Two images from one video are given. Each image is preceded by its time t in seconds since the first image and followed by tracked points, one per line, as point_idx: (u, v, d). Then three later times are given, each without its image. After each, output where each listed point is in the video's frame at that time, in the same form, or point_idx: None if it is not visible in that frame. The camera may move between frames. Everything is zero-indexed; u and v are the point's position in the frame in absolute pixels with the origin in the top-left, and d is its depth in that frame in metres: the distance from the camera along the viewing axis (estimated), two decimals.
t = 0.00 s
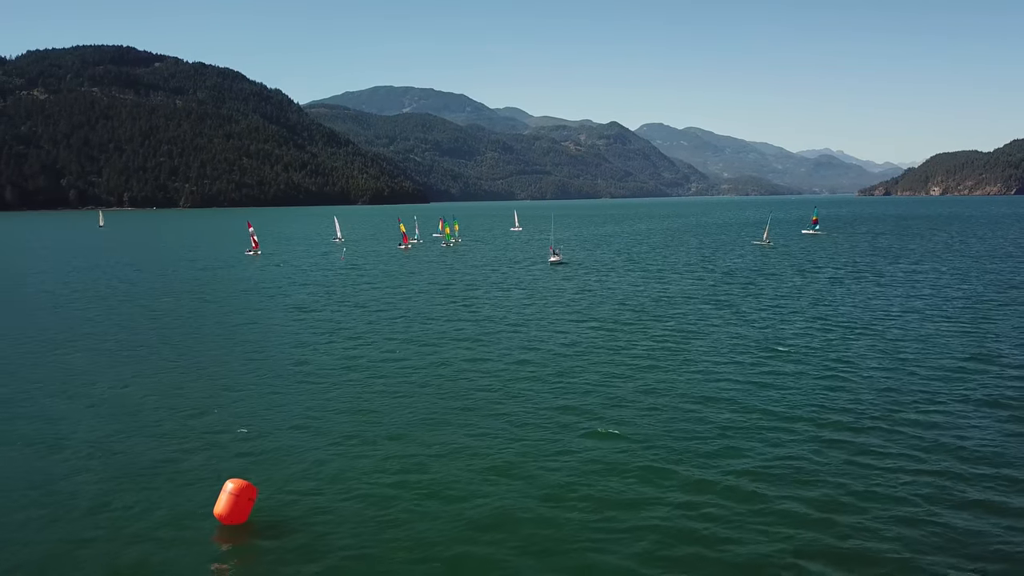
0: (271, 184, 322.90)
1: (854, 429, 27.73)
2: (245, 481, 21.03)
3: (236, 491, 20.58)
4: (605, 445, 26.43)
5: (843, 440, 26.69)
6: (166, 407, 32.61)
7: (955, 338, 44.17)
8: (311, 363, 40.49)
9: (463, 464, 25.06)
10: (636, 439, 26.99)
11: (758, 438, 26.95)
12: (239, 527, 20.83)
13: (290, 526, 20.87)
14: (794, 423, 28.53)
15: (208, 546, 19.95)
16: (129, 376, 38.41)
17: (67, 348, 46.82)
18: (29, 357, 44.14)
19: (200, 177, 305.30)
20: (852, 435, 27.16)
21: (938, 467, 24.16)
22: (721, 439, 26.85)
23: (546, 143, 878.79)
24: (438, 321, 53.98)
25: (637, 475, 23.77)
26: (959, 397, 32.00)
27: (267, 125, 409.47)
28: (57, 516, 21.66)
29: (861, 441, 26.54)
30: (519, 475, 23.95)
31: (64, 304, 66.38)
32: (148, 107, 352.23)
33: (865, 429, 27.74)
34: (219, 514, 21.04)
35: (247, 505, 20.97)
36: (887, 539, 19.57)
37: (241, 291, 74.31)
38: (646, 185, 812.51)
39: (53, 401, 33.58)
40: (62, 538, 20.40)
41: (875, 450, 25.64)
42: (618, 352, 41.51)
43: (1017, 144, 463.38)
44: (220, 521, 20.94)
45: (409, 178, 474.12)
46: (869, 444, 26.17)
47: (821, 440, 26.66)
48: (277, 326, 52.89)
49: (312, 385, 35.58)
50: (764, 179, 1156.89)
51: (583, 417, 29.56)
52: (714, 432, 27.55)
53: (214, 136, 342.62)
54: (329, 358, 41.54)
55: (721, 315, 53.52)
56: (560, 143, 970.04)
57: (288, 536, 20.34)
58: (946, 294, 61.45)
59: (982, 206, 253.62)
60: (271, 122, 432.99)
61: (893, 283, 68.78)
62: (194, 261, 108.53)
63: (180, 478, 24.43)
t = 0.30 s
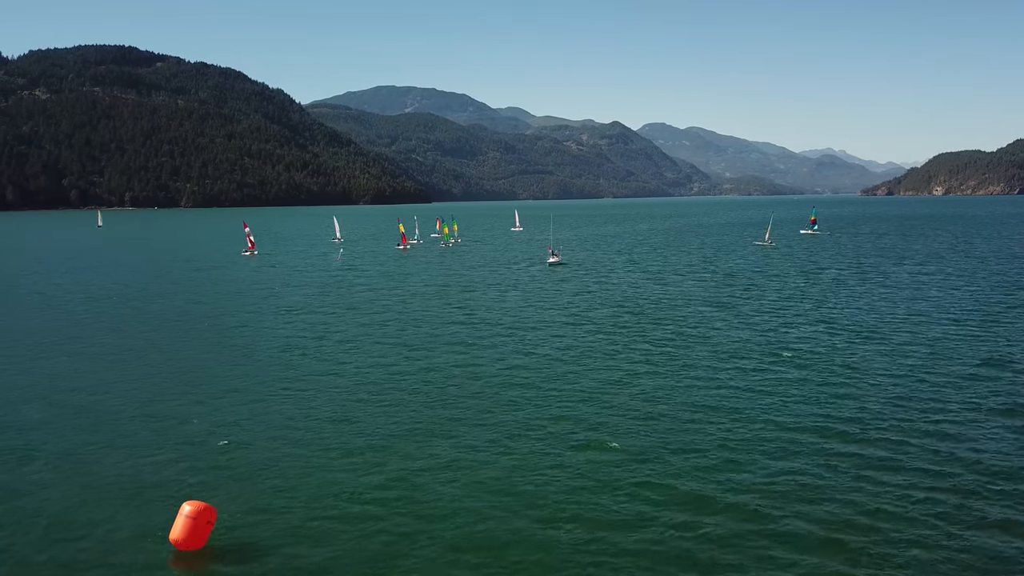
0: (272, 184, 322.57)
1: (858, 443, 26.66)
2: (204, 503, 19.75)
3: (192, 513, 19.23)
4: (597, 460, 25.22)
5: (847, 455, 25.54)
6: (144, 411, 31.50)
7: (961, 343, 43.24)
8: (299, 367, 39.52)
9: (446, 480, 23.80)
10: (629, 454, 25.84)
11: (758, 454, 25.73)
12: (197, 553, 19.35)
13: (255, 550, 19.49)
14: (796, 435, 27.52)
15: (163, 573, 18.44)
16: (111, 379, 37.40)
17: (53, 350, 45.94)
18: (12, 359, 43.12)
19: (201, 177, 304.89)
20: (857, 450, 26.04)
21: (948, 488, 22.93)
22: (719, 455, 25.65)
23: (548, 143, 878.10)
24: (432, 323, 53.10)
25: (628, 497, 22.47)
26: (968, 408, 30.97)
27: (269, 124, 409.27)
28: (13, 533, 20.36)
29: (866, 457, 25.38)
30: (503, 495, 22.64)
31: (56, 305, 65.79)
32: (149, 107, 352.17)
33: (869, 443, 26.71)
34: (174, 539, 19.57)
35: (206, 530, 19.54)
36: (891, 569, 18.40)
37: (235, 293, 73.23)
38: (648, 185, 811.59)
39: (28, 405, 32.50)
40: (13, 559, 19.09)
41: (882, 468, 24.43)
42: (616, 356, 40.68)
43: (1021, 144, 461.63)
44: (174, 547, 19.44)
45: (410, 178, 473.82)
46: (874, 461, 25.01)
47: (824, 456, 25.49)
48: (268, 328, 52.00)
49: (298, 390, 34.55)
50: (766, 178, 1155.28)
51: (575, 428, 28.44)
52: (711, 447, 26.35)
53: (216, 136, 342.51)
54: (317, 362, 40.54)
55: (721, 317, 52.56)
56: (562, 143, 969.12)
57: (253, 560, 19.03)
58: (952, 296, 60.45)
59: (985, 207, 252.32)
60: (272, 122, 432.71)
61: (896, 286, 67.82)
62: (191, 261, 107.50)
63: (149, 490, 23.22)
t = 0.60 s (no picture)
0: (274, 184, 322.19)
1: (862, 460, 25.51)
2: (154, 530, 17.97)
3: (142, 540, 17.47)
4: (589, 482, 23.83)
5: (852, 476, 24.24)
6: (125, 420, 30.42)
7: (969, 347, 42.51)
8: (286, 372, 38.33)
9: (427, 503, 22.36)
10: (623, 474, 24.57)
11: (760, 475, 24.37)
12: None
13: None
14: (799, 451, 26.43)
15: None
16: (96, 384, 36.44)
17: (39, 352, 44.81)
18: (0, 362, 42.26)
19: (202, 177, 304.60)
20: (863, 469, 24.81)
21: (961, 516, 21.53)
22: (719, 477, 24.25)
23: (550, 143, 877.50)
24: (425, 326, 52.10)
25: (621, 525, 20.98)
26: (977, 416, 30.26)
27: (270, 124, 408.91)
28: None
29: (872, 478, 24.09)
30: (486, 522, 21.12)
31: (49, 305, 64.90)
32: (151, 107, 352.00)
33: (875, 461, 25.54)
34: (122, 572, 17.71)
35: (157, 560, 17.68)
36: None
37: (228, 293, 72.26)
38: (650, 185, 810.64)
39: (9, 412, 31.58)
40: None
41: (889, 490, 23.13)
42: (614, 362, 39.84)
43: None
44: None
45: (412, 178, 473.49)
46: (881, 482, 23.69)
47: (828, 477, 24.26)
48: (260, 331, 51.07)
49: (283, 399, 33.29)
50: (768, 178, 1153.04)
51: (567, 444, 27.22)
52: (709, 468, 24.99)
53: (217, 135, 342.28)
54: (304, 368, 39.39)
55: (723, 321, 51.84)
56: (564, 143, 968.38)
57: None
58: (958, 299, 59.74)
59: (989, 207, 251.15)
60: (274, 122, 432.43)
61: (901, 287, 67.06)
62: (187, 261, 106.45)
63: (115, 511, 21.93)
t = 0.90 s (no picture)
0: (274, 184, 321.68)
1: (870, 476, 24.71)
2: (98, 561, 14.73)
3: None
4: (585, 499, 23.17)
5: (860, 494, 23.43)
6: (115, 429, 29.63)
7: (977, 352, 41.78)
8: (280, 374, 37.74)
9: (418, 522, 21.72)
10: (624, 490, 23.88)
11: (762, 491, 23.63)
12: None
13: None
14: (805, 465, 25.72)
15: None
16: (87, 389, 35.62)
17: (30, 350, 44.32)
18: None
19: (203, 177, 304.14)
20: (868, 485, 24.07)
21: (973, 537, 20.71)
22: (719, 493, 23.54)
23: (552, 143, 877.00)
24: (424, 327, 51.34)
25: (617, 547, 20.27)
26: (988, 427, 29.53)
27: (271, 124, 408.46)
28: None
29: (878, 495, 23.35)
30: (478, 545, 20.38)
31: (43, 304, 64.47)
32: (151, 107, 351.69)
33: (883, 476, 24.68)
34: None
35: None
36: None
37: (221, 294, 71.08)
38: (651, 184, 809.74)
39: None
40: None
41: (898, 509, 22.36)
42: (615, 368, 39.12)
43: None
44: None
45: (413, 178, 473.11)
46: (888, 501, 22.94)
47: (836, 493, 23.52)
48: (256, 332, 50.23)
49: (276, 405, 32.70)
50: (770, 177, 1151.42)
51: (565, 457, 26.56)
52: (710, 483, 24.23)
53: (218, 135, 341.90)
54: (299, 370, 38.77)
55: (726, 324, 51.14)
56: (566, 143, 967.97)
57: None
58: (964, 302, 59.00)
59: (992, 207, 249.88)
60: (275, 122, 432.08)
61: (906, 290, 66.23)
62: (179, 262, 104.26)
63: (95, 528, 21.35)
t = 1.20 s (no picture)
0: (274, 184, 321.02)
1: (876, 495, 24.01)
2: None
3: None
4: (580, 520, 22.48)
5: (866, 514, 22.78)
6: (102, 442, 28.94)
7: (985, 359, 41.06)
8: (274, 382, 37.14)
9: (410, 544, 21.08)
10: (623, 511, 23.17)
11: (763, 512, 22.92)
12: None
13: None
14: (809, 483, 25.03)
15: None
16: (76, 398, 34.93)
17: (22, 354, 43.91)
18: None
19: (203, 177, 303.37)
20: (874, 504, 23.41)
21: (983, 563, 20.01)
22: (718, 514, 22.85)
23: (552, 143, 876.76)
24: (420, 331, 50.60)
25: (612, 575, 19.57)
26: (999, 439, 28.81)
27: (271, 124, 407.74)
28: None
29: (885, 515, 22.70)
30: (467, 573, 19.63)
31: (39, 305, 64.18)
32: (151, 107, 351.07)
33: (889, 495, 23.98)
34: None
35: None
36: None
37: (214, 295, 70.69)
38: (651, 185, 808.87)
39: None
40: None
41: (905, 531, 21.66)
42: (616, 376, 38.42)
43: None
44: None
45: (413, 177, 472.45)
46: (894, 521, 22.29)
47: (841, 513, 22.83)
48: (250, 335, 49.56)
49: (267, 415, 32.02)
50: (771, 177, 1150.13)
51: (563, 474, 25.88)
52: (710, 502, 23.57)
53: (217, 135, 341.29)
54: (292, 377, 38.10)
55: (728, 329, 50.44)
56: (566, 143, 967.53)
57: None
58: (969, 305, 58.28)
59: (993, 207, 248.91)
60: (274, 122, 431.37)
61: (910, 292, 65.48)
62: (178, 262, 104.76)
63: (77, 551, 20.65)
